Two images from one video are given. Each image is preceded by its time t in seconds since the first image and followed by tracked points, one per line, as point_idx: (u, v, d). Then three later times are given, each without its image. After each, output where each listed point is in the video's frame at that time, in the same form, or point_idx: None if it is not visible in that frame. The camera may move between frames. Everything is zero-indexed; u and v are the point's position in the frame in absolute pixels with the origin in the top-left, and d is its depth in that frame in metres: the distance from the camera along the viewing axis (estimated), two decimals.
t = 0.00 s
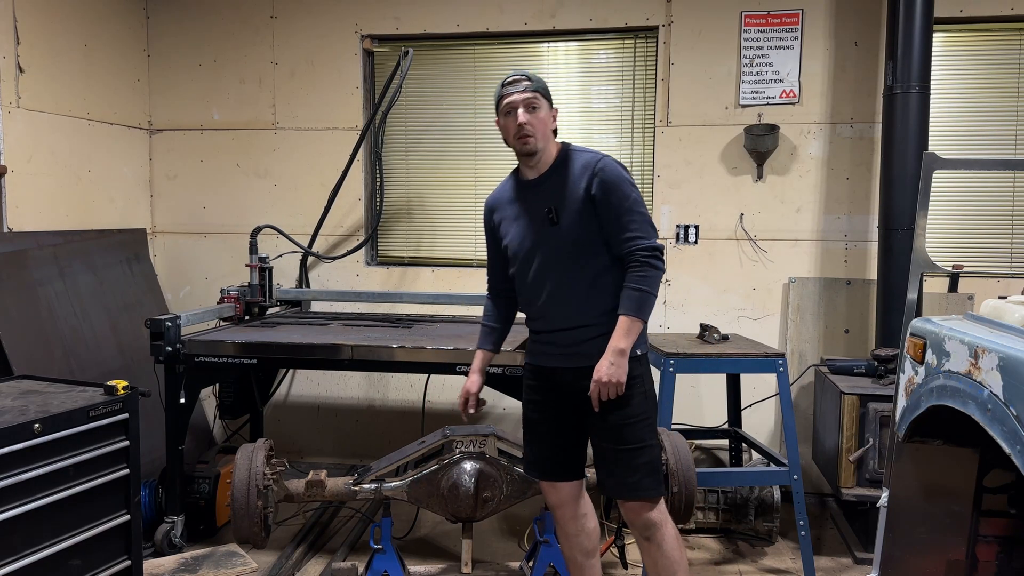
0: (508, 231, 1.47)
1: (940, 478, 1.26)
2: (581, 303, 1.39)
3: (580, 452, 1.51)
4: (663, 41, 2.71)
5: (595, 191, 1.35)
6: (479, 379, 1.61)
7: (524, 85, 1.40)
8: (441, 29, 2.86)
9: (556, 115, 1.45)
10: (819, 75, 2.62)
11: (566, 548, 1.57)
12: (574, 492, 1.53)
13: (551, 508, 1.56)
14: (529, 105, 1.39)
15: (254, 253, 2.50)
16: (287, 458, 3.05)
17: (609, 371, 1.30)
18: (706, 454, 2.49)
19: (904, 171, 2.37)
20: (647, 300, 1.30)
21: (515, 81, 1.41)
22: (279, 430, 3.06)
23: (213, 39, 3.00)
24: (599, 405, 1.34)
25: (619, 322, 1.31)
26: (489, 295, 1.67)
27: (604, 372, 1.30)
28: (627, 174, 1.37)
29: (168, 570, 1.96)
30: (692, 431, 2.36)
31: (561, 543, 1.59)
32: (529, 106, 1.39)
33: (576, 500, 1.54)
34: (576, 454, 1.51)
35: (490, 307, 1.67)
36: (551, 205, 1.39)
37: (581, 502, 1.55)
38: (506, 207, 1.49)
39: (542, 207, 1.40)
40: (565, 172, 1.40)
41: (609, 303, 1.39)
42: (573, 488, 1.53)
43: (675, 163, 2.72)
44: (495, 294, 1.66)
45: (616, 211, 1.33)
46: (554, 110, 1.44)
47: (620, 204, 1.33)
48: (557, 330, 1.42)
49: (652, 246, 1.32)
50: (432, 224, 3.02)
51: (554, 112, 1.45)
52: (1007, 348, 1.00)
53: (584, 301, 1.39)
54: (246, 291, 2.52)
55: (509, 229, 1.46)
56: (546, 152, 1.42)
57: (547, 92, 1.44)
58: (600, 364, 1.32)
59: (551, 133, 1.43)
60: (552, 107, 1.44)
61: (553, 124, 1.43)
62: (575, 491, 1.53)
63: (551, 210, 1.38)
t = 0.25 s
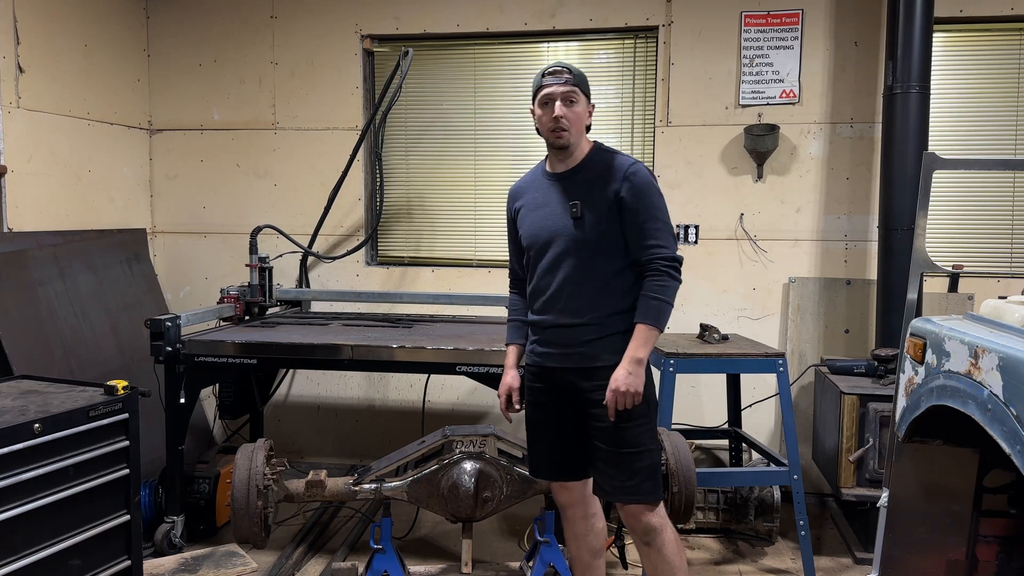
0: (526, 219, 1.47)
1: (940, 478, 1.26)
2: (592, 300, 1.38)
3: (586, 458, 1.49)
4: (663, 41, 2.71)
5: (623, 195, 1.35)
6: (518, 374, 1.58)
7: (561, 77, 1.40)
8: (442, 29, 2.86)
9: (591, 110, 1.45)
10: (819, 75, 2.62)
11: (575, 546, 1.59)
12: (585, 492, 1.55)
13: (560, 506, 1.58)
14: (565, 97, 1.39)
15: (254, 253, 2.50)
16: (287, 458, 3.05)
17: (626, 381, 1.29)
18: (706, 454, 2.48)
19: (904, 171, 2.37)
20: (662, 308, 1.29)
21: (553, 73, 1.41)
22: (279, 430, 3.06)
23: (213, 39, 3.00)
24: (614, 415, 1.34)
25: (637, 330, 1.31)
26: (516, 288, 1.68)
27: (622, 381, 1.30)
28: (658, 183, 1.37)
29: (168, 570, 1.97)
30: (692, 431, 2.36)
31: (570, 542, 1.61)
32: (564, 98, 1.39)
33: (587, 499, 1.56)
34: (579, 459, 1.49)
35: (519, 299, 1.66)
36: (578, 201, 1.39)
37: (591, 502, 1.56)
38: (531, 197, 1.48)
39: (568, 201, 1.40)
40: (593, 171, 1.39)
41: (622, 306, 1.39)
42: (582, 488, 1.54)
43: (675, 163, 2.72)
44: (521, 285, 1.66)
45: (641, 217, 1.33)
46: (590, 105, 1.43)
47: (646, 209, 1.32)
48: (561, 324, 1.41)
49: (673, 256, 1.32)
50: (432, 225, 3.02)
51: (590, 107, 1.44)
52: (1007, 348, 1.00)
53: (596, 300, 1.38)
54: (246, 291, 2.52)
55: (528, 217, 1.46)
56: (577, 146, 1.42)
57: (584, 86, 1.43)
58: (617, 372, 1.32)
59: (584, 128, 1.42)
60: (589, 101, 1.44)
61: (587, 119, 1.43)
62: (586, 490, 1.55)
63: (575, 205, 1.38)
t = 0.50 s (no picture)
0: (541, 216, 1.45)
1: (939, 477, 1.26)
2: (609, 303, 1.37)
3: (597, 456, 1.50)
4: (663, 41, 2.71)
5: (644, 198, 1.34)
6: (513, 371, 1.57)
7: (585, 76, 1.38)
8: (442, 29, 2.86)
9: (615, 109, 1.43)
10: (818, 75, 2.62)
11: (584, 545, 1.59)
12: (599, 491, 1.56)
13: (572, 505, 1.59)
14: (589, 97, 1.37)
15: (254, 253, 2.50)
16: (287, 458, 3.05)
17: (653, 390, 1.27)
18: (706, 454, 2.48)
19: (904, 171, 2.37)
20: (681, 313, 1.28)
21: (577, 72, 1.39)
22: (279, 430, 3.06)
23: (213, 39, 3.00)
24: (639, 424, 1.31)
25: (660, 336, 1.29)
26: (518, 281, 1.64)
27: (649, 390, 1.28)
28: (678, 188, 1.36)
29: (168, 570, 1.97)
30: (692, 431, 2.37)
31: (578, 543, 1.60)
32: (588, 98, 1.37)
33: (598, 499, 1.56)
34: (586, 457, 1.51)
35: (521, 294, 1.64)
36: (599, 201, 1.37)
37: (603, 501, 1.57)
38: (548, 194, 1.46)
39: (587, 201, 1.39)
40: (613, 172, 1.38)
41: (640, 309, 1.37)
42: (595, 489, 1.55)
43: (675, 163, 2.73)
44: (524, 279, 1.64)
45: (663, 221, 1.31)
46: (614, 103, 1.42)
47: (668, 213, 1.31)
48: (574, 324, 1.40)
49: (694, 262, 1.31)
50: (432, 225, 3.02)
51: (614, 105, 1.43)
52: (1007, 348, 1.00)
53: (612, 303, 1.37)
54: (246, 291, 2.52)
55: (544, 214, 1.44)
56: (600, 147, 1.41)
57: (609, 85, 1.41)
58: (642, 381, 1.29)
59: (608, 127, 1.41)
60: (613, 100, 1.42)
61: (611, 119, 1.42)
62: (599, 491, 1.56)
63: (595, 206, 1.37)
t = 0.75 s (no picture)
0: (563, 215, 1.44)
1: (940, 477, 1.26)
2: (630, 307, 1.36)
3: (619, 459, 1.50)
4: (663, 41, 2.71)
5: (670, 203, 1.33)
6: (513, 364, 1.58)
7: (609, 76, 1.36)
8: (442, 29, 2.86)
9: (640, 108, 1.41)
10: (818, 75, 2.62)
11: (595, 545, 1.56)
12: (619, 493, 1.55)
13: (589, 505, 1.56)
14: (613, 98, 1.35)
15: (254, 253, 2.50)
16: (287, 458, 3.05)
17: (684, 398, 1.26)
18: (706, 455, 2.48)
19: (904, 171, 2.37)
20: (707, 320, 1.28)
21: (601, 71, 1.37)
22: (279, 430, 3.06)
23: (213, 39, 3.00)
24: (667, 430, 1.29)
25: (689, 343, 1.29)
26: (534, 274, 1.64)
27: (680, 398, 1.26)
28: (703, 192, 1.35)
29: (168, 570, 1.97)
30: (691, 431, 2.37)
31: (590, 543, 1.57)
32: (612, 98, 1.35)
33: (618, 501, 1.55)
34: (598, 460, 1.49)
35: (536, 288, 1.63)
36: (623, 203, 1.36)
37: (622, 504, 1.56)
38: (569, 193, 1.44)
39: (612, 203, 1.37)
40: (638, 175, 1.36)
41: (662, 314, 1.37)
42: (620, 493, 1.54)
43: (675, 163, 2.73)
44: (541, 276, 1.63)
45: (689, 226, 1.30)
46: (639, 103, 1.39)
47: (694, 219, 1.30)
48: (595, 329, 1.40)
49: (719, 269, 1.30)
50: (432, 225, 3.02)
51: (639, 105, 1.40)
52: (1007, 348, 1.00)
53: (634, 307, 1.36)
54: (246, 291, 2.52)
55: (566, 214, 1.43)
56: (624, 148, 1.39)
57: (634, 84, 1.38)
58: (673, 389, 1.27)
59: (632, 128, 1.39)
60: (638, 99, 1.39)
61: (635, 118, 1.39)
62: (620, 493, 1.55)
63: (620, 208, 1.35)
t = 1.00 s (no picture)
0: (599, 212, 1.39)
1: (940, 477, 1.26)
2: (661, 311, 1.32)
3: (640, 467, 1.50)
4: (663, 42, 2.71)
5: (712, 205, 1.27)
6: (502, 331, 1.56)
7: (656, 72, 1.29)
8: (442, 29, 2.86)
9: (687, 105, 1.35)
10: (818, 75, 2.62)
11: (604, 551, 1.54)
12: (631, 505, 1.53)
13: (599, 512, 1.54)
14: (659, 96, 1.29)
15: (254, 253, 2.50)
16: (287, 458, 3.05)
17: (709, 411, 1.23)
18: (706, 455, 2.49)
19: (904, 171, 2.37)
20: (744, 330, 1.22)
21: (647, 67, 1.30)
22: (279, 431, 3.06)
23: (213, 39, 3.00)
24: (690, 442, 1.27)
25: (717, 354, 1.24)
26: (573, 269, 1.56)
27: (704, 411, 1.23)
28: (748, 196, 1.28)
29: (168, 570, 1.97)
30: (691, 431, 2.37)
31: (598, 549, 1.55)
32: (658, 96, 1.29)
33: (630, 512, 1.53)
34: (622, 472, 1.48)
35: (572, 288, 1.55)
36: (663, 203, 1.31)
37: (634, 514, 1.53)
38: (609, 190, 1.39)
39: (651, 202, 1.32)
40: (680, 175, 1.31)
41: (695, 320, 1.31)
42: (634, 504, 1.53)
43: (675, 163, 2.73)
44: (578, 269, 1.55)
45: (730, 231, 1.25)
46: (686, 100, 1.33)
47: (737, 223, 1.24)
48: (624, 332, 1.36)
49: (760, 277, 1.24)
50: (432, 225, 3.02)
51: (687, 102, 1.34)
52: (1007, 348, 1.00)
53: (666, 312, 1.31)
54: (246, 291, 2.52)
55: (603, 211, 1.38)
56: (667, 147, 1.33)
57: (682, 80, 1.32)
58: (697, 401, 1.24)
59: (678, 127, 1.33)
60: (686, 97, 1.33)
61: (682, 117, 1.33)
62: (633, 504, 1.53)
63: (660, 208, 1.30)
